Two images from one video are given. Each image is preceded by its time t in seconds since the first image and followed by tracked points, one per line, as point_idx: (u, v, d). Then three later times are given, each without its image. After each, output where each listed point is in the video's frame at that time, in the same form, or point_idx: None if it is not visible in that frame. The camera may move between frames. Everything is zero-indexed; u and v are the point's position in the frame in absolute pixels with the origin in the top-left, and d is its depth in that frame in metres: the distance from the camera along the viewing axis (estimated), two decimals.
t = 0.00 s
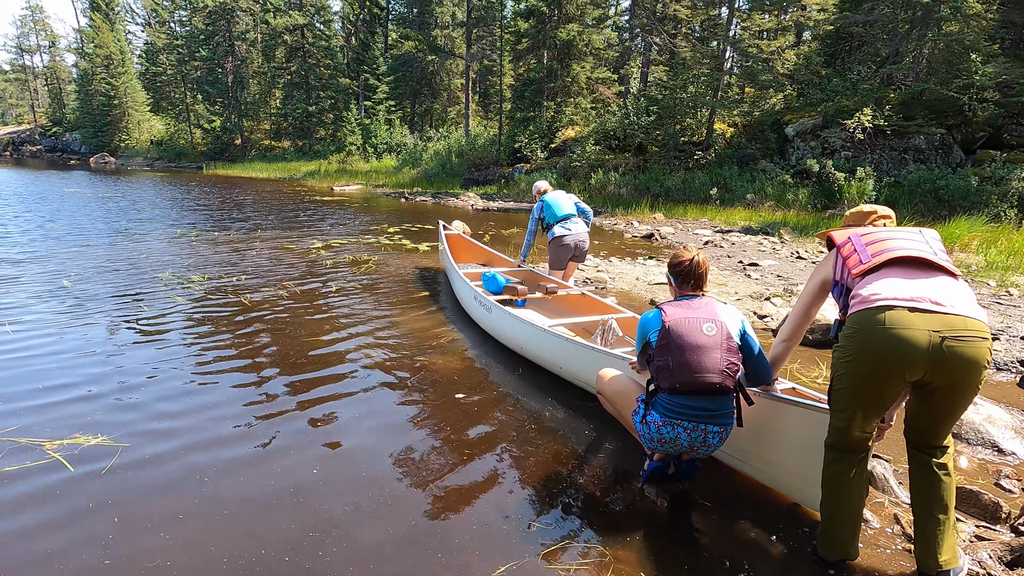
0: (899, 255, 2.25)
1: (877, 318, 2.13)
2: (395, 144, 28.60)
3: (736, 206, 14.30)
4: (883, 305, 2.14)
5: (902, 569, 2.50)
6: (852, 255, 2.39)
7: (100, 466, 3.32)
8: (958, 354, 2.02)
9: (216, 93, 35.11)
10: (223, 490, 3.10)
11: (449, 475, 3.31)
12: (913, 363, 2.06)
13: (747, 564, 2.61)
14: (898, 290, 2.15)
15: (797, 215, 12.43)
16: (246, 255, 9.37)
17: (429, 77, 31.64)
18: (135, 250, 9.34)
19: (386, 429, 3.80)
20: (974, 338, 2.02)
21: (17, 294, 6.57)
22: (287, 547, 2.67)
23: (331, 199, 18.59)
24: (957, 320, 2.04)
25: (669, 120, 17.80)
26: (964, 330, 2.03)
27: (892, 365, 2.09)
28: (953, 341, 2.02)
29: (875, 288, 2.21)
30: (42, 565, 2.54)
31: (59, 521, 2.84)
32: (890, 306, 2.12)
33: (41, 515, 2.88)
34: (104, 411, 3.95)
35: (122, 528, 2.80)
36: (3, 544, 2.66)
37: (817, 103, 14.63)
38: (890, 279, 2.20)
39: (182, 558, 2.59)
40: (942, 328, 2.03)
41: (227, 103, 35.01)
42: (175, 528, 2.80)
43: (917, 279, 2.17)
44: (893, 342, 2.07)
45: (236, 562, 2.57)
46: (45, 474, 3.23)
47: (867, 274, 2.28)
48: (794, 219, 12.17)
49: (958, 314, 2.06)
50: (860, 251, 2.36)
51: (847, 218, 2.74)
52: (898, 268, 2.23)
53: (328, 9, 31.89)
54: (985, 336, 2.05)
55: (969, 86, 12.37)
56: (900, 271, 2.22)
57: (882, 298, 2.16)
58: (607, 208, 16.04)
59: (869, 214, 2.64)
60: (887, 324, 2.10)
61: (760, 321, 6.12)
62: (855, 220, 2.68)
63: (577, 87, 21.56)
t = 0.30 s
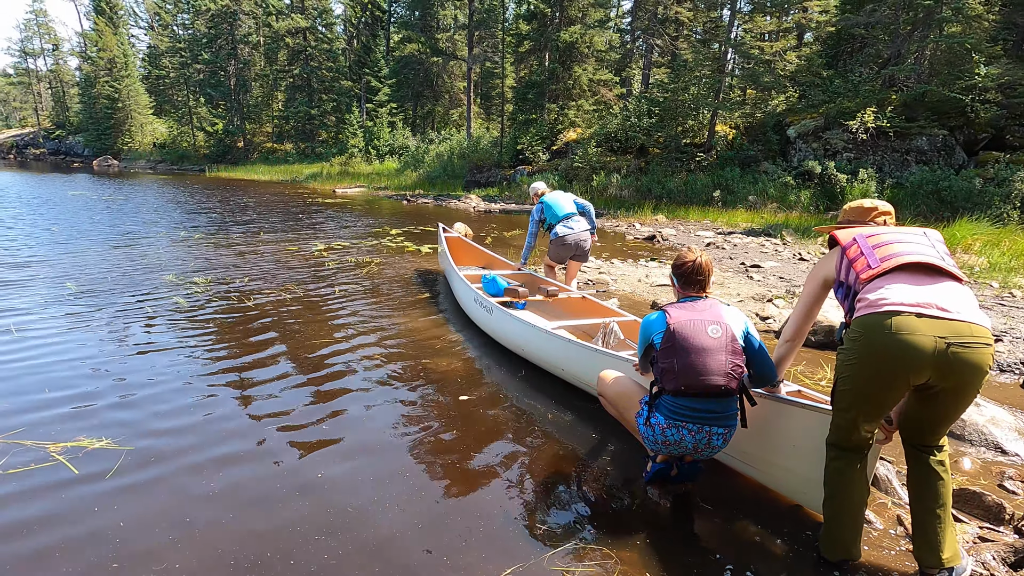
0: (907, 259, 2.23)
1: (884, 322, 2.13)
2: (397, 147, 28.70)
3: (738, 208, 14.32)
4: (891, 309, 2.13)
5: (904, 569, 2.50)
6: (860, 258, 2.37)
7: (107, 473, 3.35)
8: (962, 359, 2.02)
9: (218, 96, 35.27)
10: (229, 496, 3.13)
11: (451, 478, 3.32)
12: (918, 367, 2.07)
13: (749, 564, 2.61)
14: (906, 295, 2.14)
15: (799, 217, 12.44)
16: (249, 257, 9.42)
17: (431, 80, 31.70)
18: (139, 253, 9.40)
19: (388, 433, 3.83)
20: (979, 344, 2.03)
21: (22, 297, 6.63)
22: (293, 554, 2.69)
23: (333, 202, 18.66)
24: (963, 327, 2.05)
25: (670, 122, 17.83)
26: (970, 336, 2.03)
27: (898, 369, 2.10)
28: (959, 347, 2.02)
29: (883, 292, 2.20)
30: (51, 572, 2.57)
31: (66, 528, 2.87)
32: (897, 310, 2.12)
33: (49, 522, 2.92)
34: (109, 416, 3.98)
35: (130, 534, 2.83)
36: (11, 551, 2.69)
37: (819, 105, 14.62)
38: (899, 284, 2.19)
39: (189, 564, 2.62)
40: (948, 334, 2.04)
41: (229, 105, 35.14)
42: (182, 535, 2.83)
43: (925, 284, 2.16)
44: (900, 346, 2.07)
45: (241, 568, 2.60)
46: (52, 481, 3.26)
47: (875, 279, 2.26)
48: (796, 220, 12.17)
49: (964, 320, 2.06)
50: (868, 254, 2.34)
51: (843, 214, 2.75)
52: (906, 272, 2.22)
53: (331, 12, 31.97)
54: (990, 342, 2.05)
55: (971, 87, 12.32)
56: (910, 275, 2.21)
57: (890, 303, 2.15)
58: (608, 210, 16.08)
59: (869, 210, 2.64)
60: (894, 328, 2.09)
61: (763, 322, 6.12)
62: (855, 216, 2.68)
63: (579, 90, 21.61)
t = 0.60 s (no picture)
0: (926, 264, 2.22)
1: (905, 328, 2.12)
2: (402, 150, 28.79)
3: (743, 210, 14.29)
4: (912, 316, 2.12)
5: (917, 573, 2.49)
6: (876, 263, 2.35)
7: (118, 475, 3.33)
8: (983, 366, 2.03)
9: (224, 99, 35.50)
10: (241, 499, 3.10)
11: (461, 480, 3.32)
12: (939, 374, 2.07)
13: (761, 568, 2.61)
14: (926, 301, 2.13)
15: (805, 219, 12.40)
16: (256, 261, 9.47)
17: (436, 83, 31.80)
18: (146, 257, 9.47)
19: (397, 435, 3.82)
20: (999, 350, 2.04)
21: (32, 301, 6.69)
22: (305, 557, 2.66)
23: (339, 205, 18.73)
24: (984, 333, 2.05)
25: (675, 124, 17.84)
26: (990, 342, 2.04)
27: (918, 376, 2.09)
28: (979, 354, 2.03)
29: (903, 298, 2.19)
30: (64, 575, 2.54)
31: (77, 531, 2.85)
32: (918, 316, 2.11)
33: (60, 526, 2.89)
34: (119, 419, 3.98)
35: (140, 538, 2.81)
36: (21, 555, 2.68)
37: (824, 107, 14.59)
38: (919, 290, 2.18)
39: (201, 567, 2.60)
40: (970, 340, 2.04)
41: (235, 109, 35.35)
42: (193, 539, 2.80)
43: (945, 290, 2.16)
44: (921, 353, 2.07)
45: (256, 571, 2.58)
46: (63, 484, 3.24)
47: (894, 285, 2.24)
48: (802, 222, 12.14)
49: (984, 326, 2.06)
50: (885, 259, 2.32)
51: (854, 216, 2.74)
52: (925, 277, 2.21)
53: (335, 17, 32.09)
54: (1009, 349, 2.06)
55: (978, 89, 12.25)
56: (929, 280, 2.20)
57: (910, 308, 2.14)
58: (613, 213, 16.09)
59: (880, 212, 2.63)
60: (914, 334, 2.09)
61: (770, 325, 6.11)
62: (866, 218, 2.67)
63: (583, 93, 21.66)
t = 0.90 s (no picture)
0: (944, 270, 2.21)
1: (926, 335, 2.11)
2: (406, 153, 28.91)
3: (748, 213, 14.28)
4: (933, 322, 2.11)
5: None
6: (893, 268, 2.34)
7: (129, 480, 3.33)
8: (1005, 372, 2.03)
9: (228, 103, 35.72)
10: (253, 505, 3.10)
11: (471, 485, 3.32)
12: (960, 380, 2.06)
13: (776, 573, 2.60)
14: (947, 307, 2.12)
15: (810, 221, 12.38)
16: (262, 265, 9.52)
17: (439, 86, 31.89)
18: (154, 261, 9.53)
19: (404, 440, 3.82)
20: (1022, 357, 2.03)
21: (40, 306, 6.74)
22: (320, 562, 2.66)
23: (343, 208, 18.81)
24: (1007, 340, 2.04)
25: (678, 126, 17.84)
26: (1013, 349, 2.03)
27: (940, 382, 2.09)
28: (1002, 360, 2.02)
29: (922, 305, 2.18)
30: None
31: (91, 537, 2.85)
32: (940, 323, 2.10)
33: (73, 531, 2.89)
34: (129, 423, 3.99)
35: (154, 543, 2.81)
36: (35, 561, 2.67)
37: (828, 109, 14.57)
38: (938, 296, 2.17)
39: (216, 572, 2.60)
40: (992, 347, 2.04)
41: (239, 113, 35.55)
42: (208, 544, 2.80)
43: (967, 297, 2.14)
44: (944, 359, 2.06)
45: None
46: (74, 488, 3.24)
47: (914, 291, 2.23)
48: (807, 225, 12.11)
49: (1007, 333, 2.05)
50: (903, 264, 2.31)
51: (862, 218, 2.74)
52: (944, 283, 2.20)
53: (339, 21, 32.23)
54: None
55: (983, 91, 12.21)
56: (948, 286, 2.19)
57: (932, 315, 2.13)
58: (617, 216, 16.11)
59: (889, 216, 2.63)
60: (936, 340, 2.08)
61: (777, 328, 6.10)
62: (875, 222, 2.66)
63: (586, 96, 21.67)
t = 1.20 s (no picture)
0: (950, 275, 2.21)
1: (933, 341, 2.11)
2: (408, 156, 29.03)
3: (750, 215, 14.28)
4: (940, 330, 2.11)
5: None
6: (898, 273, 2.33)
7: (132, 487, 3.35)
8: (1012, 378, 2.03)
9: (231, 107, 35.87)
10: (259, 511, 3.12)
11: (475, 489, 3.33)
12: (967, 387, 2.06)
13: None
14: (953, 313, 2.13)
15: (813, 223, 12.37)
16: (266, 269, 9.56)
17: (442, 90, 31.98)
18: (157, 266, 9.57)
19: (405, 445, 3.84)
20: None
21: (44, 311, 6.77)
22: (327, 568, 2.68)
23: (346, 211, 18.87)
24: (1015, 347, 2.04)
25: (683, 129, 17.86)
26: (1021, 357, 2.03)
27: (947, 389, 2.09)
28: (1009, 367, 2.02)
29: (928, 311, 2.18)
30: None
31: (98, 543, 2.87)
32: (946, 329, 2.10)
33: (78, 540, 2.90)
34: (131, 428, 4.01)
35: (160, 549, 2.82)
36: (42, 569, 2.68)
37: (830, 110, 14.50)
38: (945, 302, 2.17)
39: None
40: (1000, 354, 2.03)
41: (242, 117, 35.67)
42: (215, 550, 2.82)
43: (975, 304, 2.14)
44: (951, 367, 2.06)
45: None
46: (77, 495, 3.26)
47: (920, 297, 2.23)
48: (810, 227, 12.09)
49: (1016, 341, 2.05)
50: (908, 270, 2.30)
51: (866, 218, 2.73)
52: (950, 288, 2.20)
53: (342, 25, 32.38)
54: None
55: (987, 92, 12.28)
56: (954, 292, 2.19)
57: (939, 323, 2.13)
58: (619, 218, 16.14)
59: (890, 219, 2.62)
60: (943, 347, 2.08)
61: (780, 331, 6.10)
62: (876, 225, 2.66)
63: (588, 99, 21.68)
